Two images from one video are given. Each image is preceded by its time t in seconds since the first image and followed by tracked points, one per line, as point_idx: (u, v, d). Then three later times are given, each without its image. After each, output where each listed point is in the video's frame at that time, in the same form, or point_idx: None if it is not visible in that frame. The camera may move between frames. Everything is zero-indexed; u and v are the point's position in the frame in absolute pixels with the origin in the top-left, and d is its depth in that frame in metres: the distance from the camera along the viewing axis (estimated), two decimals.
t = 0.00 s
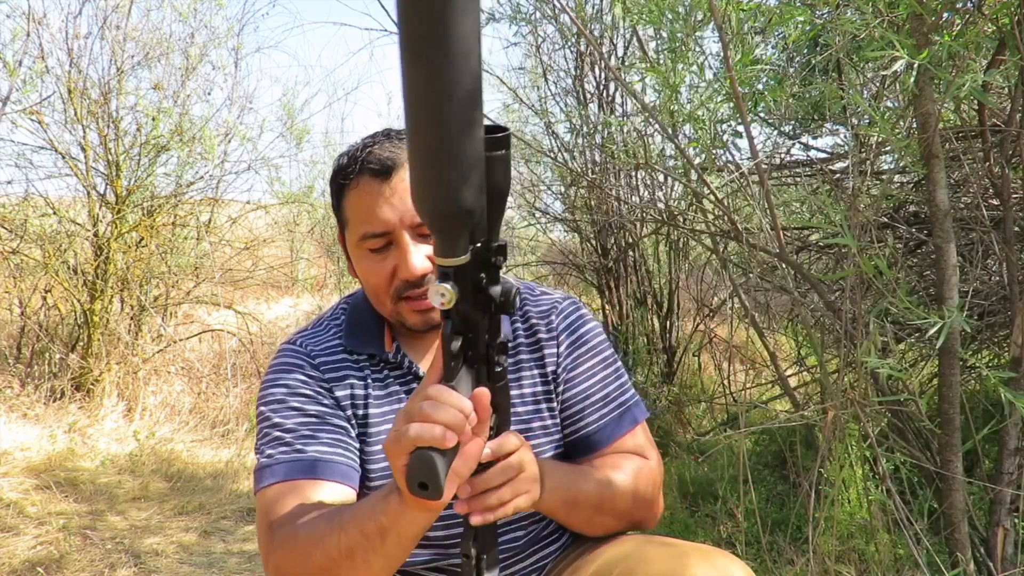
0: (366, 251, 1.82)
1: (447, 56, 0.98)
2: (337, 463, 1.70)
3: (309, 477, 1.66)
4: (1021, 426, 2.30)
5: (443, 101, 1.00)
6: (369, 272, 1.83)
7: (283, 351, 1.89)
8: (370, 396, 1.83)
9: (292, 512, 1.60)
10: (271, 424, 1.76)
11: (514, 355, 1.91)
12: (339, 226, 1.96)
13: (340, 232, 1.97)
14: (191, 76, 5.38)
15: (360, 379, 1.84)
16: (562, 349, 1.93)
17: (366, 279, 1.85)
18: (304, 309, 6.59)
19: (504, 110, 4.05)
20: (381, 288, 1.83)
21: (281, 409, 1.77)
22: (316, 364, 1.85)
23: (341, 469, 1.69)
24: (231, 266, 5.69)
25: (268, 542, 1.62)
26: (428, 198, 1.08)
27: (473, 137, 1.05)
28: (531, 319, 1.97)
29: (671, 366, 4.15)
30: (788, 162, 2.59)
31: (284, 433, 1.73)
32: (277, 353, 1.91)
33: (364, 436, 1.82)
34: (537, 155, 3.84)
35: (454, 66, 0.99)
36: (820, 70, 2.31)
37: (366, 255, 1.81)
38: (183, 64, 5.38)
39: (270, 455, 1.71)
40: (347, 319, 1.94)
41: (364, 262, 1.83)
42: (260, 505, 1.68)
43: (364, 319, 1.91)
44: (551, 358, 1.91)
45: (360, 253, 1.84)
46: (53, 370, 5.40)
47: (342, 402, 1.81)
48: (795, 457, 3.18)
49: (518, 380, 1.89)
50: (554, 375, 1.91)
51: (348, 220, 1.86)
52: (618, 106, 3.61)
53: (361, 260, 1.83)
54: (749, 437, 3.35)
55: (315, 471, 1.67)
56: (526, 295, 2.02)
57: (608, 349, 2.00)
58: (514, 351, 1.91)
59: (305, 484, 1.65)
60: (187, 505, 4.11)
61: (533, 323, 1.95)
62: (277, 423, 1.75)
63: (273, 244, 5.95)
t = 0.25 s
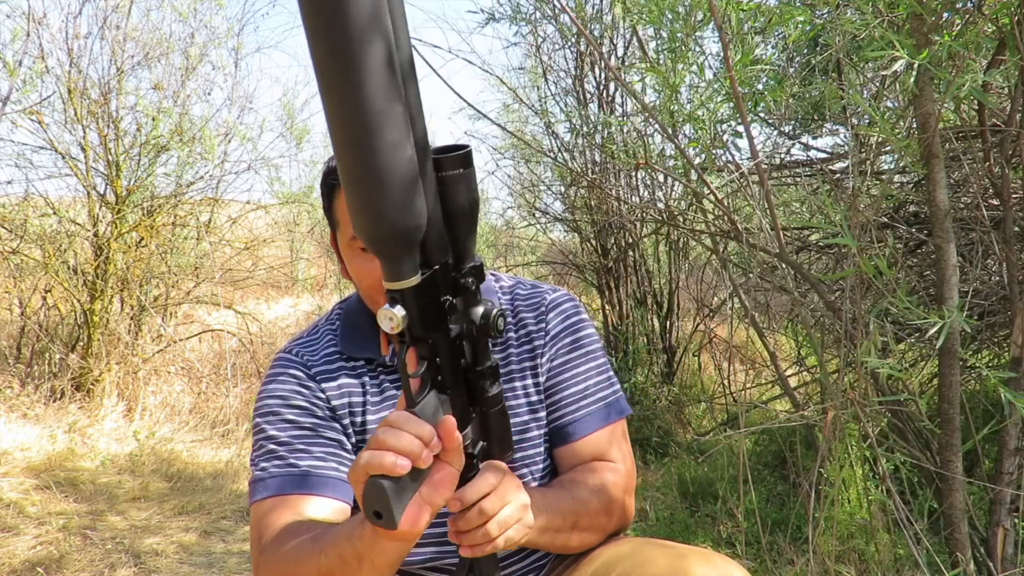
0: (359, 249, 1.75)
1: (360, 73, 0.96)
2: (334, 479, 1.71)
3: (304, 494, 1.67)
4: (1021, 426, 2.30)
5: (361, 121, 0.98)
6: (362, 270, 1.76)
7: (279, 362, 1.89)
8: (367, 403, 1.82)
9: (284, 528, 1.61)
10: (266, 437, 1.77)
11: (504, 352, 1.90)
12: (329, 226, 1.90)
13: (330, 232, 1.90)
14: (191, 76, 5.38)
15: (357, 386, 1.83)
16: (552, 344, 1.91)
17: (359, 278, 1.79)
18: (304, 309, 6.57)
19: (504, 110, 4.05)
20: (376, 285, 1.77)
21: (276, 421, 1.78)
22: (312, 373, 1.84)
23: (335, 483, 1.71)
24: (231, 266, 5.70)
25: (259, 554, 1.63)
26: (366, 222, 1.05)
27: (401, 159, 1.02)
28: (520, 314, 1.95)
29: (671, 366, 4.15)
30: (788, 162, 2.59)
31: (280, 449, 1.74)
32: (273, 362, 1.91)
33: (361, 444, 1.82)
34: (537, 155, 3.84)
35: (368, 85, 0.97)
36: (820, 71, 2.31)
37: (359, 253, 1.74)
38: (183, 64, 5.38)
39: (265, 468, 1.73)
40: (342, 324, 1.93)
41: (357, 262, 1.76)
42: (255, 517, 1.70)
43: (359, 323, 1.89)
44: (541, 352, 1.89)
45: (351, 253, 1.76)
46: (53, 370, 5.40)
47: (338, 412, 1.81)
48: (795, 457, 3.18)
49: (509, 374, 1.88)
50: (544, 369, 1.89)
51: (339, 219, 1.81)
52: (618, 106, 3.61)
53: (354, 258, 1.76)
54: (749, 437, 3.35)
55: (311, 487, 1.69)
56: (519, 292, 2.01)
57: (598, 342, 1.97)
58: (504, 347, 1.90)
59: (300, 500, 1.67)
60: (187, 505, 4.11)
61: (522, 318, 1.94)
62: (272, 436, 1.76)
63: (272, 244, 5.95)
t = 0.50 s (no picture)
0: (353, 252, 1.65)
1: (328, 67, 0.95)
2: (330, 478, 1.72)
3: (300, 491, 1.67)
4: (1021, 426, 2.30)
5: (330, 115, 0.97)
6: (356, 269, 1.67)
7: (277, 362, 1.89)
8: (364, 404, 1.82)
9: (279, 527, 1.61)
10: (263, 437, 1.77)
11: (501, 354, 1.91)
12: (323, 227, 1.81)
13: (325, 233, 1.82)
14: (190, 77, 5.38)
15: (354, 387, 1.83)
16: (547, 346, 1.91)
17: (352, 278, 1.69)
18: (304, 310, 6.59)
19: (504, 110, 4.05)
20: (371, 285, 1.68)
21: (273, 421, 1.78)
22: (309, 373, 1.84)
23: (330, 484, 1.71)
24: (231, 266, 5.70)
25: (254, 553, 1.64)
26: (340, 217, 1.04)
27: (373, 153, 1.01)
28: (517, 317, 1.97)
29: (670, 366, 4.15)
30: (788, 162, 2.60)
31: (275, 447, 1.74)
32: (272, 362, 1.91)
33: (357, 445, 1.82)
34: (537, 155, 3.84)
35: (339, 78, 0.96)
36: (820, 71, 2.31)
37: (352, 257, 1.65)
38: (183, 64, 5.38)
39: (261, 468, 1.73)
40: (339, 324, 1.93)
41: (351, 265, 1.67)
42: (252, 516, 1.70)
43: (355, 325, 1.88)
44: (536, 355, 1.90)
45: (345, 255, 1.67)
46: (52, 370, 5.40)
47: (334, 412, 1.81)
48: (795, 456, 3.18)
49: (505, 375, 1.89)
50: (540, 371, 1.89)
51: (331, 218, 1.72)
52: (618, 106, 3.61)
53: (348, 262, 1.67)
54: (748, 437, 3.35)
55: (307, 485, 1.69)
56: (516, 295, 2.03)
57: (595, 347, 1.96)
58: (500, 349, 1.91)
59: (295, 497, 1.67)
60: (187, 505, 4.11)
61: (518, 319, 1.95)
62: (269, 436, 1.76)
63: (272, 244, 5.95)
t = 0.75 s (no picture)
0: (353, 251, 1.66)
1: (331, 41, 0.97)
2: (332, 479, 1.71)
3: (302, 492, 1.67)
4: (1021, 426, 2.30)
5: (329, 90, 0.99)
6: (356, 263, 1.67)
7: (280, 362, 1.89)
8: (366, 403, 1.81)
9: (275, 526, 1.62)
10: (264, 436, 1.76)
11: (502, 352, 1.91)
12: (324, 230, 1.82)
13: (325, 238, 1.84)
14: (190, 76, 5.38)
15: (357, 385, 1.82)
16: (548, 341, 1.91)
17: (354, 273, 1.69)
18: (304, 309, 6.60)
19: (504, 110, 4.05)
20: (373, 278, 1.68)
21: (275, 420, 1.77)
22: (312, 373, 1.84)
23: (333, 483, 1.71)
24: (231, 266, 5.70)
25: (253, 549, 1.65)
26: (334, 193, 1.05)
27: (370, 131, 1.03)
28: (518, 316, 1.98)
29: (670, 366, 4.15)
30: (788, 162, 2.60)
31: (276, 447, 1.73)
32: (274, 362, 1.90)
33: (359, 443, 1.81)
34: (537, 155, 3.84)
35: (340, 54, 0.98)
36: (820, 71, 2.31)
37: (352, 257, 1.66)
38: (183, 64, 5.38)
39: (263, 468, 1.72)
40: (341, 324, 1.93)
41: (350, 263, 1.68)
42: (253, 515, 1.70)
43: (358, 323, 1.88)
44: (537, 352, 1.90)
45: (345, 254, 1.68)
46: (52, 370, 5.41)
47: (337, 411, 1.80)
48: (795, 456, 3.18)
49: (506, 372, 1.89)
50: (541, 367, 1.89)
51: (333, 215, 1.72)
52: (618, 106, 3.61)
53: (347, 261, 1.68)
54: (749, 437, 3.35)
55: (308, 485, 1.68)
56: (515, 295, 2.04)
57: (596, 341, 1.96)
58: (502, 347, 1.91)
59: (297, 497, 1.67)
60: (187, 505, 4.11)
61: (519, 317, 1.96)
62: (270, 435, 1.75)
63: (273, 244, 5.95)
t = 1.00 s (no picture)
0: (368, 231, 1.71)
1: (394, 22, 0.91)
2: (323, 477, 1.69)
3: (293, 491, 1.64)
4: (1021, 426, 2.30)
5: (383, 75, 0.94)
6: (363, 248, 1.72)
7: (276, 362, 1.89)
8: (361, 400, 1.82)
9: (264, 520, 1.60)
10: (257, 436, 1.74)
11: (504, 353, 1.90)
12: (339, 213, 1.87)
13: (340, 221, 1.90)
14: (190, 76, 5.38)
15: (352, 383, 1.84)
16: (552, 339, 1.90)
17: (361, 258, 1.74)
18: (304, 309, 6.60)
19: (504, 110, 4.05)
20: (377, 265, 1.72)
21: (268, 419, 1.76)
22: (308, 371, 1.85)
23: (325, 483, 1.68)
24: (231, 266, 5.70)
25: (245, 545, 1.63)
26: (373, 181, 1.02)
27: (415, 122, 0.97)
28: (520, 318, 1.98)
29: (670, 366, 4.15)
30: (788, 163, 2.60)
31: (268, 445, 1.71)
32: (270, 363, 1.91)
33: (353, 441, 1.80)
34: (537, 155, 3.84)
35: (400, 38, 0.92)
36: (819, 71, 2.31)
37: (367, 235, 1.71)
38: (183, 64, 5.38)
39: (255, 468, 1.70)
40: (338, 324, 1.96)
41: (364, 243, 1.73)
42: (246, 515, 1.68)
43: (356, 321, 1.92)
44: (540, 351, 1.88)
45: (359, 234, 1.73)
46: (53, 370, 5.41)
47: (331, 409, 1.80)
48: (795, 456, 3.18)
49: (508, 372, 1.87)
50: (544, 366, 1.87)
51: (353, 201, 1.79)
52: (618, 106, 3.61)
53: (361, 240, 1.72)
54: (749, 437, 3.35)
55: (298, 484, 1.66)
56: (517, 297, 2.05)
57: (603, 335, 1.93)
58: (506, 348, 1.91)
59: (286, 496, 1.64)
60: (187, 505, 4.11)
61: (520, 319, 1.96)
62: (263, 434, 1.74)
63: (273, 244, 5.95)
